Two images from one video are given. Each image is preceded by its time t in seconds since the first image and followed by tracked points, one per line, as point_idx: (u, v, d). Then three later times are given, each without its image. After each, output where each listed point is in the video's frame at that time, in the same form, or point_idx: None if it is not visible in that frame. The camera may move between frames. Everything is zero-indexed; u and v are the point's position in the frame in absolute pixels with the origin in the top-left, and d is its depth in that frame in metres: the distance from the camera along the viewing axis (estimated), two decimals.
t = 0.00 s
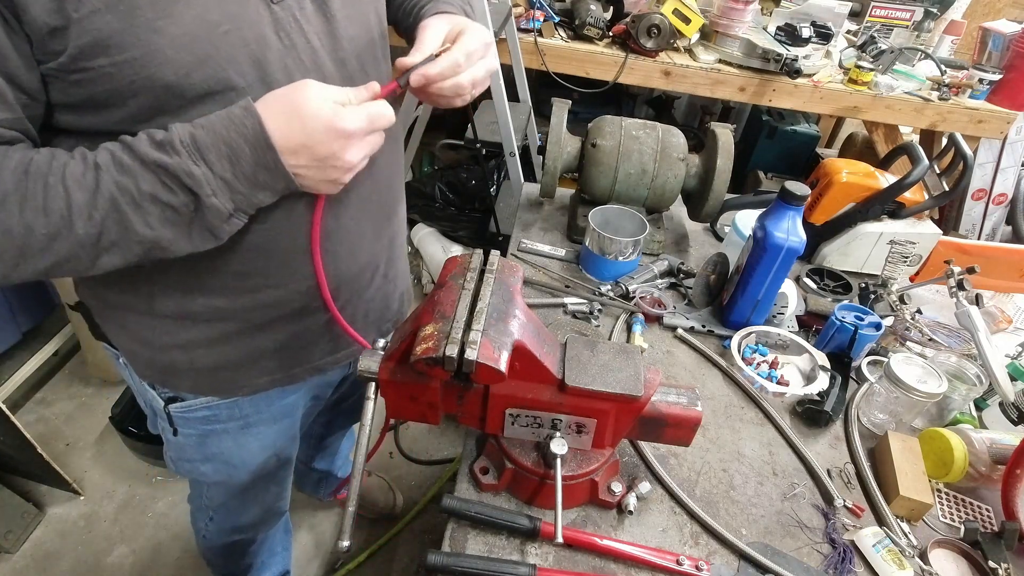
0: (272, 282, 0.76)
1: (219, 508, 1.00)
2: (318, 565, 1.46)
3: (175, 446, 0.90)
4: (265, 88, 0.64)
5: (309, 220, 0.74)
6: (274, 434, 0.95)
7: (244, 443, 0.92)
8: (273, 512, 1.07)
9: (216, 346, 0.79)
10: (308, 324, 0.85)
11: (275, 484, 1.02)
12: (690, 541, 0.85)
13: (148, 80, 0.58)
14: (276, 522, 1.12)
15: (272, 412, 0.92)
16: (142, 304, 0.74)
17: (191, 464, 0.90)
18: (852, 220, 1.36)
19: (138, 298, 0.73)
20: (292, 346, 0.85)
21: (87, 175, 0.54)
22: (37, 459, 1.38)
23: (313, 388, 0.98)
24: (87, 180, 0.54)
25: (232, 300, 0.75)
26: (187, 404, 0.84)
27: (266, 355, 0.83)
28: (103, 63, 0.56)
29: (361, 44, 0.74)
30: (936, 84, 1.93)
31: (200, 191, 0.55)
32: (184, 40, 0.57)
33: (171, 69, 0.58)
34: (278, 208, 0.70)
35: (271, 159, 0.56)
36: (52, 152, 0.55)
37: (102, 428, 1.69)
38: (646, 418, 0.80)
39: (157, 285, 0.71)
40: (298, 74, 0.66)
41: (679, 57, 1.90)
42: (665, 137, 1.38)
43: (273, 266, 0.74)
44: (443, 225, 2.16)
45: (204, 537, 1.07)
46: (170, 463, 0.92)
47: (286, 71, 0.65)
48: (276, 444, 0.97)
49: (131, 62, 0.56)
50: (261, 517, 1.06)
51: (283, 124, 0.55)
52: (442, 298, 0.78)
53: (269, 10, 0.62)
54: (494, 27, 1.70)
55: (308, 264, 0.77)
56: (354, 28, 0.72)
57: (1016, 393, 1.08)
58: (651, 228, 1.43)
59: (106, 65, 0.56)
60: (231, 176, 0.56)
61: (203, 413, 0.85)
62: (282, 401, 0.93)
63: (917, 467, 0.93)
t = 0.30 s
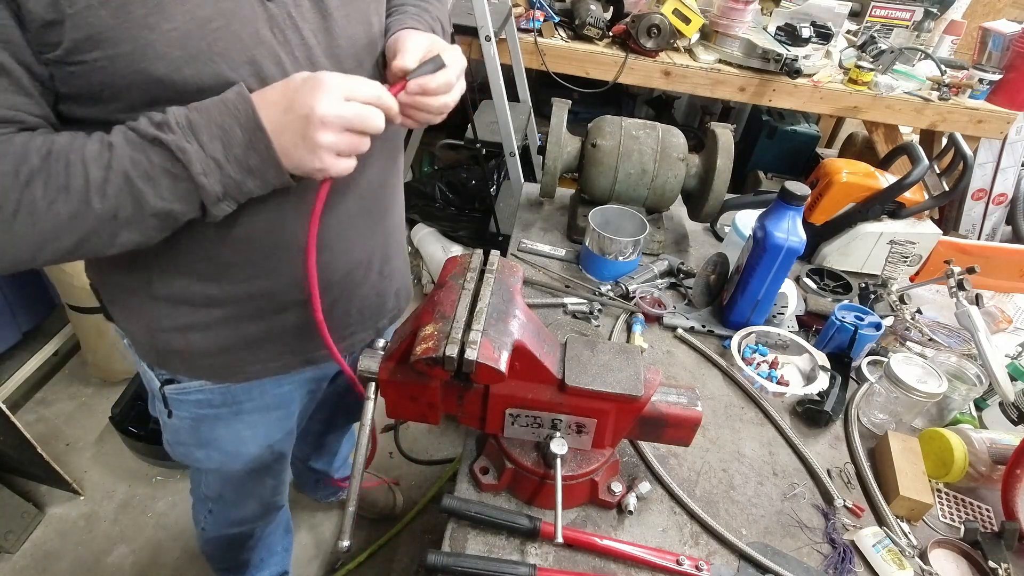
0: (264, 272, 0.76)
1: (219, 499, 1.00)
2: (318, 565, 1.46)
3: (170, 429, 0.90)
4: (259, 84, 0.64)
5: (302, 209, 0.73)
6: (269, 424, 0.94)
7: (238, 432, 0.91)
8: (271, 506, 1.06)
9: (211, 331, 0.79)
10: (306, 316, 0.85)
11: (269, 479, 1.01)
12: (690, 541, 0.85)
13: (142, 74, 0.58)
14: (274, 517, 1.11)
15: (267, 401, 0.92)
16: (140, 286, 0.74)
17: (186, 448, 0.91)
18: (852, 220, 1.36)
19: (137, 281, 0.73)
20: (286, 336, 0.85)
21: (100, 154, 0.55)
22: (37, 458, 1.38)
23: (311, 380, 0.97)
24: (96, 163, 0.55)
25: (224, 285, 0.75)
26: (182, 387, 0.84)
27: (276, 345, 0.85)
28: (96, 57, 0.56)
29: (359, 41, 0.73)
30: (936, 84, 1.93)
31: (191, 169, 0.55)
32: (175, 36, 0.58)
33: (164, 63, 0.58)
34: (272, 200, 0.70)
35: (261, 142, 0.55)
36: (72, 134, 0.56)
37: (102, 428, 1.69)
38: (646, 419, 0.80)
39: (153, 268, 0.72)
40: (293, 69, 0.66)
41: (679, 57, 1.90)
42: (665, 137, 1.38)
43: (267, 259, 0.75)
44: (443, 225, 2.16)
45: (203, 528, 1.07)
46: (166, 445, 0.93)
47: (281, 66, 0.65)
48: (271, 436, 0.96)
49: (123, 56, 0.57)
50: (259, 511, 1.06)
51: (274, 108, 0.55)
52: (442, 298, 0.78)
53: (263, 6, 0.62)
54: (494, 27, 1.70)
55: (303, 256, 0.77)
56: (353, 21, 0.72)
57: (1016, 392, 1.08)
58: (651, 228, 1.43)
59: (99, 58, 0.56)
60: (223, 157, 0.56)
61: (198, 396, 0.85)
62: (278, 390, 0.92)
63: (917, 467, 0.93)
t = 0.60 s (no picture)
0: (265, 252, 0.76)
1: (224, 489, 1.00)
2: (318, 565, 1.46)
3: (176, 403, 0.91)
4: (263, 81, 0.65)
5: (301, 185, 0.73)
6: (270, 404, 0.93)
7: (240, 409, 0.91)
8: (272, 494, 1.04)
9: (216, 304, 0.79)
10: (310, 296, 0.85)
11: (269, 465, 0.99)
12: (690, 541, 0.85)
13: (152, 72, 0.59)
14: (277, 503, 1.09)
15: (269, 378, 0.91)
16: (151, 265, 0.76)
17: (190, 424, 0.91)
18: (852, 220, 1.36)
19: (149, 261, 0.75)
20: (289, 317, 0.85)
21: (151, 160, 0.56)
22: (37, 458, 1.38)
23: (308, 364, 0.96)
24: (141, 170, 0.56)
25: (225, 261, 0.75)
26: (188, 359, 0.85)
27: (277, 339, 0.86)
28: (115, 55, 0.57)
29: (361, 40, 0.74)
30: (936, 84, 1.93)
31: (225, 190, 0.57)
32: (185, 35, 0.59)
33: (172, 62, 0.59)
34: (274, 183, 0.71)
35: (290, 163, 0.57)
36: (125, 139, 0.57)
37: (103, 428, 1.69)
38: (646, 418, 0.80)
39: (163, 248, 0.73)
40: (295, 68, 0.67)
41: (679, 57, 1.90)
42: (665, 137, 1.38)
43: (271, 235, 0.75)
44: (443, 225, 2.16)
45: (208, 517, 1.07)
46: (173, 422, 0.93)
47: (283, 63, 0.65)
48: (270, 420, 0.94)
49: (139, 54, 0.58)
50: (259, 500, 1.04)
51: (313, 129, 0.56)
52: (442, 298, 0.78)
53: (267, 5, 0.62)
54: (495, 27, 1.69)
55: (308, 234, 0.78)
56: (356, 20, 0.72)
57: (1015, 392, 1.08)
58: (651, 228, 1.43)
59: (118, 57, 0.57)
60: (252, 176, 0.57)
61: (201, 369, 0.86)
62: (280, 368, 0.91)
63: (917, 467, 0.93)
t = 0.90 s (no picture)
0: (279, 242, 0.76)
1: (227, 482, 0.99)
2: (318, 565, 1.46)
3: (188, 391, 0.91)
4: (276, 88, 0.65)
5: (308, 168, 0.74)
6: (280, 390, 0.94)
7: (251, 395, 0.91)
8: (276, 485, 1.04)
9: (227, 292, 0.79)
10: (319, 284, 0.85)
11: (276, 452, 1.00)
12: (690, 541, 0.85)
13: (172, 82, 0.59)
14: (283, 491, 1.10)
15: (280, 363, 0.92)
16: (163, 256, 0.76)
17: (202, 413, 0.91)
18: (851, 220, 1.36)
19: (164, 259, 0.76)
20: (300, 303, 0.85)
21: (223, 183, 0.57)
22: (37, 459, 1.38)
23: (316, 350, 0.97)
24: (211, 191, 0.56)
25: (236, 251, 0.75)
26: (201, 347, 0.85)
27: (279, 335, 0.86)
28: (142, 70, 0.57)
29: (367, 41, 0.74)
30: (936, 84, 1.93)
31: (291, 212, 0.58)
32: (205, 45, 0.59)
33: (194, 72, 0.59)
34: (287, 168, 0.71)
35: (349, 190, 0.58)
36: (197, 160, 0.58)
37: (103, 428, 1.69)
38: (646, 418, 0.80)
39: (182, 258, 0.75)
40: (305, 70, 0.66)
41: (679, 57, 1.90)
42: (665, 137, 1.38)
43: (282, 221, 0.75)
44: (443, 225, 2.16)
45: (212, 512, 1.06)
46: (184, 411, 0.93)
47: (294, 66, 0.65)
48: (278, 404, 0.95)
49: (164, 68, 0.58)
50: (262, 492, 1.04)
51: (367, 163, 0.57)
52: (442, 298, 0.78)
53: (274, 9, 0.63)
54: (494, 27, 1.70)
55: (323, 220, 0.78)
56: (360, 21, 0.73)
57: (1016, 392, 1.09)
58: (651, 228, 1.43)
59: (145, 71, 0.57)
60: (316, 201, 0.58)
61: (215, 357, 0.86)
62: (292, 353, 0.92)
63: (917, 467, 0.93)
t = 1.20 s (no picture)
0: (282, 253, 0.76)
1: (228, 487, 1.00)
2: (318, 565, 1.46)
3: (190, 405, 0.90)
4: (272, 91, 0.65)
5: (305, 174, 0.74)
6: (282, 398, 0.95)
7: (253, 405, 0.91)
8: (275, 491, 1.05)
9: (229, 305, 0.79)
10: (320, 288, 0.85)
11: (278, 460, 1.00)
12: (690, 541, 0.85)
13: (166, 90, 0.59)
14: (280, 500, 1.11)
15: (283, 372, 0.92)
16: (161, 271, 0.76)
17: (205, 424, 0.91)
18: (851, 220, 1.36)
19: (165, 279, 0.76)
20: (300, 311, 0.85)
21: (241, 194, 0.56)
22: (37, 459, 1.38)
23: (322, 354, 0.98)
24: (225, 202, 0.56)
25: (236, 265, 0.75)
26: (202, 360, 0.84)
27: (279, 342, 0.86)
28: (135, 79, 0.57)
29: (359, 41, 0.74)
30: (936, 84, 1.93)
31: (311, 223, 0.56)
32: (198, 50, 0.59)
33: (188, 77, 0.60)
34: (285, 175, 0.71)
35: (371, 200, 0.58)
36: (213, 173, 0.57)
37: (102, 428, 1.69)
38: (646, 418, 0.80)
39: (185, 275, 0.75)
40: (297, 70, 0.67)
41: (679, 57, 1.90)
42: (665, 137, 1.38)
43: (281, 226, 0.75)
44: (443, 225, 2.16)
45: (211, 518, 1.06)
46: (186, 423, 0.92)
47: (287, 67, 0.66)
48: (283, 411, 0.96)
49: (157, 77, 0.58)
50: (262, 496, 1.04)
51: (394, 168, 0.58)
52: (442, 298, 0.78)
53: (263, 10, 0.64)
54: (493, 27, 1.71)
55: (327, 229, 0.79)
56: (350, 20, 0.73)
57: (1016, 392, 1.09)
58: (651, 228, 1.43)
59: (138, 81, 0.57)
60: (336, 210, 0.57)
61: (217, 369, 0.85)
62: (294, 362, 0.92)
63: (917, 467, 0.93)
